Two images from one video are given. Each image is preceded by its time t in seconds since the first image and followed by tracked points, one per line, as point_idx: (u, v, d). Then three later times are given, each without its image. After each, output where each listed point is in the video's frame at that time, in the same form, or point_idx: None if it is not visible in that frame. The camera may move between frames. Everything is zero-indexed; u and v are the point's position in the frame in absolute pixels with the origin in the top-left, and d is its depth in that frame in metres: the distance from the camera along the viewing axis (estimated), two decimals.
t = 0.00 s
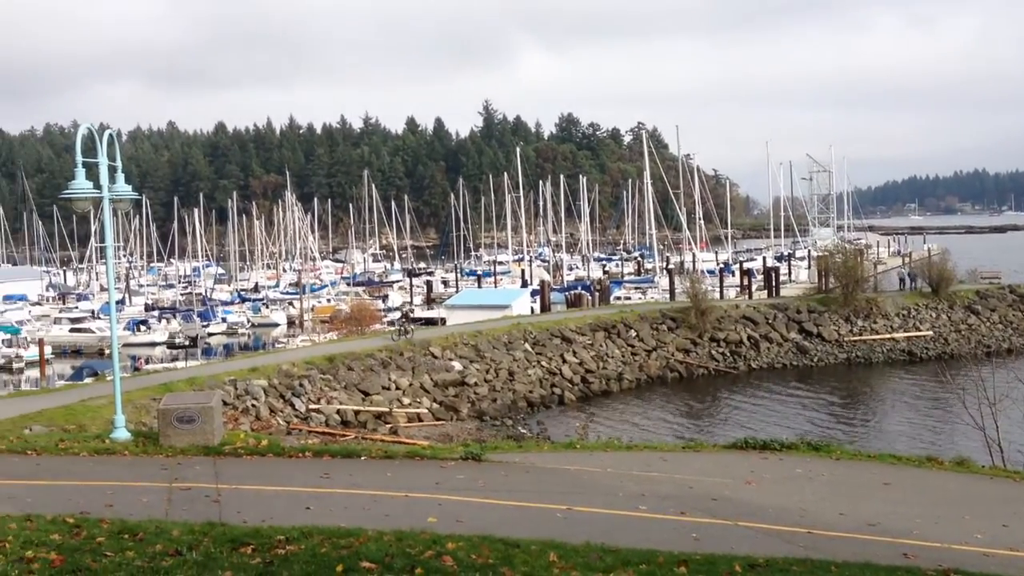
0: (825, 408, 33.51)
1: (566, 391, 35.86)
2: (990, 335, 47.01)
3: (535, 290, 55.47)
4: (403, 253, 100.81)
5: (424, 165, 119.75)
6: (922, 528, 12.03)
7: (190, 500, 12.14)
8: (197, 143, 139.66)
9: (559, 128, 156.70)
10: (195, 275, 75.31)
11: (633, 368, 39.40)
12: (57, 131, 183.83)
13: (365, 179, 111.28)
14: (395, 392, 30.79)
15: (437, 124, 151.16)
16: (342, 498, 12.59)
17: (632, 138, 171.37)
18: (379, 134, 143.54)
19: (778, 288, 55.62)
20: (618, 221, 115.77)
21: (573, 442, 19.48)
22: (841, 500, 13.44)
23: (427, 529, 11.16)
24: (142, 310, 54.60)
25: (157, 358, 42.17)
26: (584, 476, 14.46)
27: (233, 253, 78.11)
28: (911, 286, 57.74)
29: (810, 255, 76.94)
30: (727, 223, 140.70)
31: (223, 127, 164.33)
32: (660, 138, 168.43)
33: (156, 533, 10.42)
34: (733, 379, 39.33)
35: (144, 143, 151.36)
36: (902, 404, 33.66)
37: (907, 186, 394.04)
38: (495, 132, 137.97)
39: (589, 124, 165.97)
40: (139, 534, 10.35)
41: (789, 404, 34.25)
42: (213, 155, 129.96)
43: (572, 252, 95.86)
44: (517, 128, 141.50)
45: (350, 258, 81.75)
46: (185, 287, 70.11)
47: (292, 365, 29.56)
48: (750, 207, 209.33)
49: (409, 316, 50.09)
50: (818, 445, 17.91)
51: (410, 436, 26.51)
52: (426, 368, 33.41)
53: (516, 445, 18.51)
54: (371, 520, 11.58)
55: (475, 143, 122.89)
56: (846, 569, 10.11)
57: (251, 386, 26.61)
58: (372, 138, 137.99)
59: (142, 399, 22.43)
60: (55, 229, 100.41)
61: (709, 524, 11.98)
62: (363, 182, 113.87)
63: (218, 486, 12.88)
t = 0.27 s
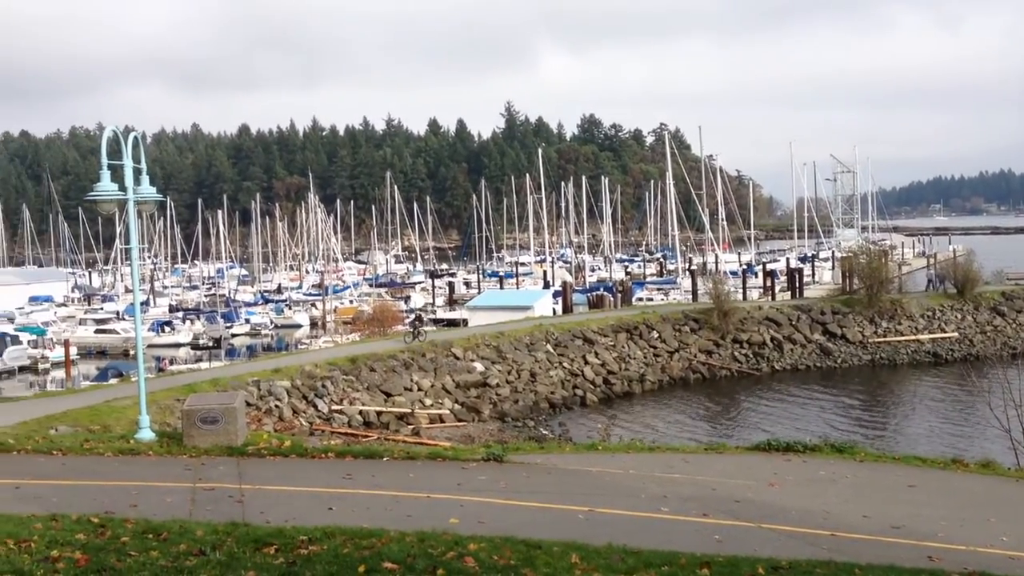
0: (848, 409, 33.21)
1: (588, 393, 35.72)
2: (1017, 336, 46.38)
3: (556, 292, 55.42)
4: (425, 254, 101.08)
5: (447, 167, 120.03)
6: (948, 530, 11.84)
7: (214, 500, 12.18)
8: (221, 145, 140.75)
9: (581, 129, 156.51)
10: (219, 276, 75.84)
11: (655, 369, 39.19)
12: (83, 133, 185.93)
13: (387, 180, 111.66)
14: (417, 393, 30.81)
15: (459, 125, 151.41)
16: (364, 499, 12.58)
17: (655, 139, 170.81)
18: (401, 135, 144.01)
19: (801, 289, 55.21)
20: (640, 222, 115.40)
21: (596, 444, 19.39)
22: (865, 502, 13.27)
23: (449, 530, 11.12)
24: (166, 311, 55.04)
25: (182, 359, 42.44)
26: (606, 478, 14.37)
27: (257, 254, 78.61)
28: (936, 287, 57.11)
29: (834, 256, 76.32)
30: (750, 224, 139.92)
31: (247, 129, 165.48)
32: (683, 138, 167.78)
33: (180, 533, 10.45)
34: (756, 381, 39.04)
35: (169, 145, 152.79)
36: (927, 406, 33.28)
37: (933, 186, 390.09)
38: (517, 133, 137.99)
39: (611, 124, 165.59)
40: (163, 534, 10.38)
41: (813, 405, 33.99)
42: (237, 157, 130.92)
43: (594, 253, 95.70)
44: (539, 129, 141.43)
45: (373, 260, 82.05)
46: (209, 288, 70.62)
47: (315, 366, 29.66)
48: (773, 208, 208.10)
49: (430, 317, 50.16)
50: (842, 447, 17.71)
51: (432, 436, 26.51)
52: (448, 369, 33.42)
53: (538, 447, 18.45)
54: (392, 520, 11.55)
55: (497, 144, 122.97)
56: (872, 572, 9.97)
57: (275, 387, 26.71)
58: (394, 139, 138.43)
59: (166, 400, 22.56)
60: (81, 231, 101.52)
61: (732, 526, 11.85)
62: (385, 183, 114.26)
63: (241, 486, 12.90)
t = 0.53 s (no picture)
0: (863, 409, 33.01)
1: (602, 392, 35.63)
2: None
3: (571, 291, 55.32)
4: (439, 254, 101.21)
5: (461, 167, 120.13)
6: (964, 531, 11.72)
7: (229, 500, 12.18)
8: (236, 146, 141.33)
9: (595, 129, 156.28)
10: (233, 276, 76.13)
11: (670, 369, 39.07)
12: (99, 134, 187.07)
13: (402, 180, 111.82)
14: (431, 393, 30.81)
15: (472, 125, 151.39)
16: (379, 498, 12.57)
17: (669, 138, 170.37)
18: (415, 135, 144.19)
19: (816, 288, 54.90)
20: (654, 221, 115.09)
21: (610, 444, 19.33)
22: (880, 503, 13.16)
23: (463, 530, 11.08)
24: (181, 311, 55.29)
25: (197, 358, 42.62)
26: (621, 478, 14.30)
27: (272, 254, 78.88)
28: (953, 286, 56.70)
29: (850, 255, 75.89)
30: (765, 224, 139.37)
31: (261, 129, 166.12)
32: (697, 137, 167.25)
33: (195, 532, 10.47)
34: (771, 381, 38.86)
35: (184, 145, 153.52)
36: (943, 406, 33.03)
37: (950, 185, 387.51)
38: (531, 133, 137.88)
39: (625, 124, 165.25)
40: (178, 533, 10.39)
41: (828, 405, 33.78)
42: (252, 157, 131.41)
43: (608, 252, 95.53)
44: (553, 129, 141.29)
45: (387, 260, 82.18)
46: (224, 288, 70.89)
47: (329, 365, 29.71)
48: (788, 208, 207.29)
49: (444, 317, 50.18)
50: (858, 447, 17.57)
51: (445, 436, 26.51)
52: (461, 369, 33.41)
53: (551, 446, 18.40)
54: (406, 520, 11.54)
55: (511, 144, 122.93)
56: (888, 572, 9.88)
57: (289, 387, 26.77)
58: (408, 139, 138.59)
59: (182, 400, 22.63)
60: (97, 231, 102.11)
61: (747, 527, 11.77)
62: (399, 183, 114.44)
63: (256, 486, 12.92)
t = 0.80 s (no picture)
0: (882, 411, 32.75)
1: (619, 393, 35.53)
2: None
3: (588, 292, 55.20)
4: (456, 255, 101.31)
5: (478, 167, 120.23)
6: (983, 534, 11.59)
7: (247, 499, 12.22)
8: (255, 146, 142.08)
9: (613, 130, 155.99)
10: (252, 276, 76.49)
11: (687, 370, 38.91)
12: (119, 134, 188.61)
13: (419, 181, 112.02)
14: (448, 393, 30.83)
15: (490, 125, 151.46)
16: (395, 498, 12.58)
17: (687, 139, 169.77)
18: (432, 136, 144.37)
19: (835, 290, 54.53)
20: (671, 222, 114.71)
21: (626, 445, 19.30)
22: (899, 505, 13.03)
23: (479, 530, 11.06)
24: (200, 310, 55.65)
25: (215, 358, 42.87)
26: (637, 479, 14.25)
27: (290, 255, 79.21)
28: (973, 288, 56.21)
29: (870, 257, 75.35)
30: (783, 225, 138.72)
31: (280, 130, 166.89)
32: (716, 138, 166.60)
33: (213, 530, 10.50)
34: (789, 382, 38.63)
35: (203, 146, 154.46)
36: (963, 409, 32.74)
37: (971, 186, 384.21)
38: (548, 134, 137.76)
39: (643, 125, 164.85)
40: (197, 531, 10.44)
41: (846, 407, 33.53)
42: (270, 158, 132.06)
43: (625, 253, 95.33)
44: (570, 130, 141.14)
45: (404, 260, 82.34)
46: (242, 288, 71.24)
47: (346, 366, 29.79)
48: (807, 209, 206.18)
49: (461, 318, 50.20)
50: (876, 449, 17.43)
51: (462, 436, 26.52)
52: (478, 370, 33.42)
53: (568, 447, 18.34)
54: (423, 519, 11.54)
55: (529, 145, 122.88)
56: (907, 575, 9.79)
57: (306, 387, 26.85)
58: (426, 140, 138.79)
59: (200, 399, 22.73)
60: (117, 231, 102.92)
61: (764, 528, 11.69)
62: (416, 184, 114.64)
63: (274, 485, 12.97)
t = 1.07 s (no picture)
0: (890, 407, 32.64)
1: (627, 389, 35.48)
2: None
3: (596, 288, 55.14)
4: (465, 250, 101.41)
5: (487, 163, 120.20)
6: (991, 531, 11.52)
7: (255, 493, 12.22)
8: (264, 141, 142.32)
9: (621, 125, 155.73)
10: (261, 271, 76.66)
11: (696, 366, 38.83)
12: (128, 129, 189.19)
13: (428, 176, 112.06)
14: (456, 388, 30.82)
15: (499, 120, 151.33)
16: (404, 492, 12.57)
17: (696, 134, 169.34)
18: (441, 131, 144.40)
19: (844, 285, 54.33)
20: (680, 217, 114.51)
21: (636, 440, 19.24)
22: (906, 501, 12.96)
23: (488, 526, 11.05)
24: (209, 306, 55.85)
25: (224, 353, 43.00)
26: (645, 475, 14.22)
27: (298, 250, 79.35)
28: (983, 283, 55.95)
29: (879, 253, 75.09)
30: (793, 220, 138.36)
31: (288, 125, 167.09)
32: (725, 133, 166.14)
33: (222, 525, 10.51)
34: (798, 378, 38.50)
35: (212, 141, 154.82)
36: (972, 405, 32.55)
37: (982, 182, 382.31)
38: (557, 129, 137.58)
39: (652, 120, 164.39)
40: (205, 526, 10.44)
41: (854, 403, 33.43)
42: (279, 153, 132.27)
43: (634, 248, 95.26)
44: (579, 125, 140.93)
45: (413, 255, 82.42)
46: (251, 283, 71.42)
47: (355, 361, 29.82)
48: (816, 205, 205.84)
49: (469, 314, 50.19)
50: (885, 445, 17.34)
51: (470, 432, 26.49)
52: (487, 365, 33.41)
53: (576, 442, 18.35)
54: (430, 515, 11.52)
55: (537, 140, 122.72)
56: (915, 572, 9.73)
57: (315, 382, 26.88)
58: (434, 136, 138.82)
59: (209, 394, 22.78)
60: (127, 226, 103.31)
61: (773, 525, 11.64)
62: (425, 179, 114.68)
63: (282, 480, 12.97)
